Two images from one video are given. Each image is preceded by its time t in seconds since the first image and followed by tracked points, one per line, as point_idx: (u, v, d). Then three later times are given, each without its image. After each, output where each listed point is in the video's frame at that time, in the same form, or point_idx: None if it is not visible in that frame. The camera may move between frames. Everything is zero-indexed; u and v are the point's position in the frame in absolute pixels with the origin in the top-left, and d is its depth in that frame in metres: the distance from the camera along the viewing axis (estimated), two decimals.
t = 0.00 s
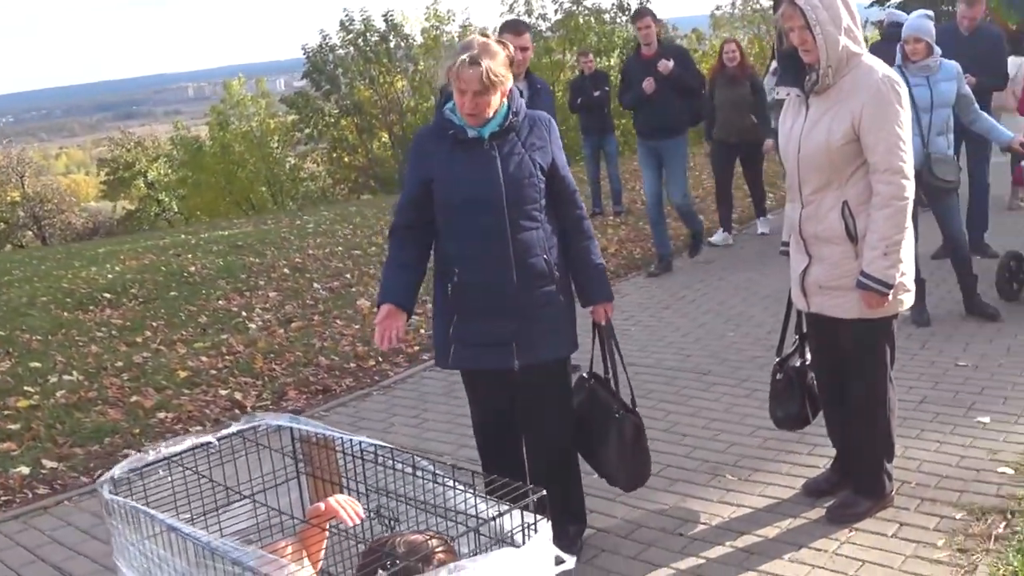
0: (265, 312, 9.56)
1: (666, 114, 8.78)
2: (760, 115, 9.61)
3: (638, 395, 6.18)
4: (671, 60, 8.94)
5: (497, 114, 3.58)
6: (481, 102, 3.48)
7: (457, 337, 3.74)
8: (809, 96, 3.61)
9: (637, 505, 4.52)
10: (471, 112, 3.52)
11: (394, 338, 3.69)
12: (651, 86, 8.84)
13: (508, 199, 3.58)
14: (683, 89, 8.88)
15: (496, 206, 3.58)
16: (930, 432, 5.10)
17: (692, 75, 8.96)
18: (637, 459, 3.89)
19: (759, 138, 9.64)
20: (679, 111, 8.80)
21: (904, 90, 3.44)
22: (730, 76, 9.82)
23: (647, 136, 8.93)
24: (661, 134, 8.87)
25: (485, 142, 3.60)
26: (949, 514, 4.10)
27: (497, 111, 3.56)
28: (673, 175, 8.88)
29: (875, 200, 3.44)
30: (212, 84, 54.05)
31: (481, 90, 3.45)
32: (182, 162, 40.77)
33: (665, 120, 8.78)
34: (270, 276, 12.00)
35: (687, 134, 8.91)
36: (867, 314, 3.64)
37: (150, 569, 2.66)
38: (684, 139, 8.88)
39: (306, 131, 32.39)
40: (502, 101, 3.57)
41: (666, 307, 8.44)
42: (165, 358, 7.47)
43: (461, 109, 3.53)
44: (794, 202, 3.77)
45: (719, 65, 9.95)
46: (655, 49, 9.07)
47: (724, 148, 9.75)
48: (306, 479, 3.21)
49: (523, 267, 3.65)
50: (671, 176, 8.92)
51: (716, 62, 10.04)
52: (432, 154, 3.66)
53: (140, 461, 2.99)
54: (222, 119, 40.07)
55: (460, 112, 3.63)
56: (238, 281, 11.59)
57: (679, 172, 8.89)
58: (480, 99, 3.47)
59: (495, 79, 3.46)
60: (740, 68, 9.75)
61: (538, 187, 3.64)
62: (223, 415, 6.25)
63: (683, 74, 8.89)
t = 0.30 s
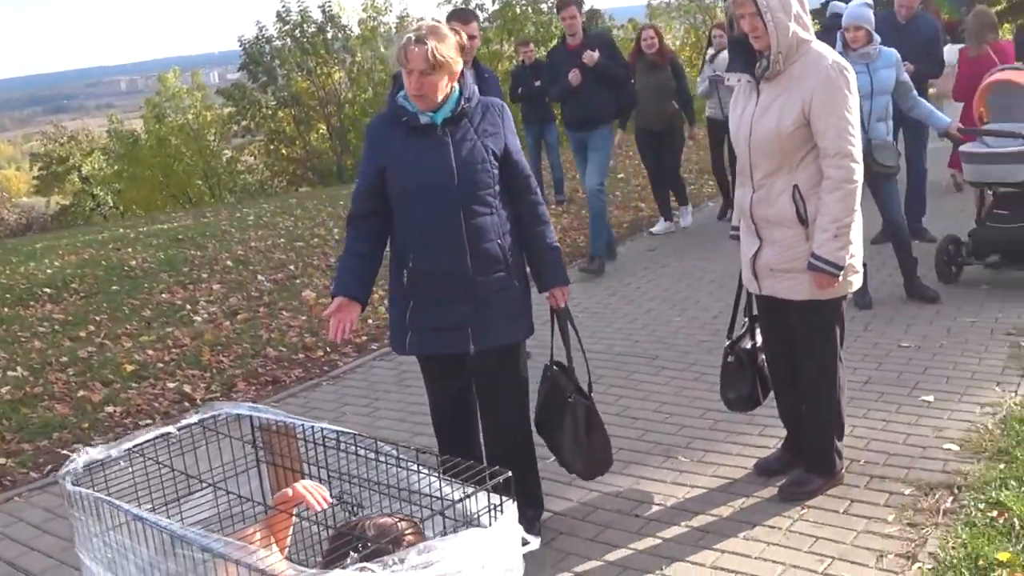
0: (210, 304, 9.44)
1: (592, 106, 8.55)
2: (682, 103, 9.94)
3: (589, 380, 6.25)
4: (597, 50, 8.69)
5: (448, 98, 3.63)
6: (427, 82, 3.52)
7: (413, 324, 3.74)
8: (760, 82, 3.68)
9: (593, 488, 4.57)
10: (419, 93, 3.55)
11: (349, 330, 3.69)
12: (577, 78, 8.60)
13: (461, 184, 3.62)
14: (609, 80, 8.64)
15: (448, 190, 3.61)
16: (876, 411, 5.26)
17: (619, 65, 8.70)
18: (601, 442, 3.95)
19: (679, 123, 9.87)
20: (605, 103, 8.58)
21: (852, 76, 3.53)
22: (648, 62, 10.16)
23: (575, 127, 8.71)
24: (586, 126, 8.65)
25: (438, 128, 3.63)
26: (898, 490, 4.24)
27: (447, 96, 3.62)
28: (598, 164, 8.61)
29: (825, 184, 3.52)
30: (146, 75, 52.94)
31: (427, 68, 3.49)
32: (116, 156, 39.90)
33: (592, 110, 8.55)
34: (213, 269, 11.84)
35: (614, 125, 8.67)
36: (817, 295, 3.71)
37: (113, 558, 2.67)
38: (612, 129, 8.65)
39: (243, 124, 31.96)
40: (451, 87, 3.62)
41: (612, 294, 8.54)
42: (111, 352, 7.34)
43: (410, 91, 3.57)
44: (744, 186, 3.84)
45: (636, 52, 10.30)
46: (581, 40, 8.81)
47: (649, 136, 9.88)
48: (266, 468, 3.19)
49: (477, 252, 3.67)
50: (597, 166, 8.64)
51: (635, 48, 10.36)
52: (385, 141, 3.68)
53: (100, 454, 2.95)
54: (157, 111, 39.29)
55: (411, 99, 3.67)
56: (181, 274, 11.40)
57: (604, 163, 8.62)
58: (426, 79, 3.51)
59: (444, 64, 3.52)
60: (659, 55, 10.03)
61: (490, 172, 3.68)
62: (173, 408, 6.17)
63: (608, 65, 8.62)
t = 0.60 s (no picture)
0: (168, 292, 9.34)
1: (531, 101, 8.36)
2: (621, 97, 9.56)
3: (551, 364, 6.31)
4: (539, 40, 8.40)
5: (416, 78, 3.69)
6: (380, 59, 3.61)
7: (371, 302, 3.89)
8: (726, 70, 3.76)
9: (560, 469, 4.62)
10: (376, 71, 3.65)
11: (324, 311, 3.84)
12: (518, 67, 8.39)
13: (417, 170, 3.68)
14: (551, 72, 8.40)
15: (403, 177, 3.69)
16: (834, 393, 5.39)
17: (562, 57, 8.44)
18: (549, 444, 3.94)
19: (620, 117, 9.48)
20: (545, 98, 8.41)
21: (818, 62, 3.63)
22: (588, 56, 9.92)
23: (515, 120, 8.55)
24: (527, 118, 8.46)
25: (403, 111, 3.70)
26: (857, 469, 4.36)
27: (414, 76, 3.69)
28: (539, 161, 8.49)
29: (794, 167, 3.62)
30: (92, 60, 51.87)
31: (380, 44, 3.60)
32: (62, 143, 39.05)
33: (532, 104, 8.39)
34: (169, 256, 11.69)
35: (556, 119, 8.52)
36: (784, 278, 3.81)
37: (97, 537, 2.70)
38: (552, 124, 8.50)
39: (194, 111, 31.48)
40: (414, 69, 3.67)
41: (571, 281, 8.61)
42: (69, 339, 7.25)
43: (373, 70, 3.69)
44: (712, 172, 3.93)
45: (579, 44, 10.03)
46: (523, 28, 8.50)
47: (587, 132, 9.57)
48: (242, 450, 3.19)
49: (430, 238, 3.76)
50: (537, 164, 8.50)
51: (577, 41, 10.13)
52: (355, 124, 3.80)
53: (78, 437, 2.93)
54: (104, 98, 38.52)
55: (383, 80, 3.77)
56: (136, 262, 11.24)
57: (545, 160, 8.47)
58: (380, 55, 3.61)
59: (406, 45, 3.61)
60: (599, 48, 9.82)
61: (449, 159, 3.71)
62: (135, 394, 6.12)
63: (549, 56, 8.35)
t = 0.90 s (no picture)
0: (140, 294, 9.31)
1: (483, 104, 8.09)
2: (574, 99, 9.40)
3: (529, 362, 6.40)
4: (490, 43, 8.09)
5: (402, 80, 3.73)
6: (367, 62, 3.65)
7: (357, 300, 3.95)
8: (712, 73, 4.11)
9: (544, 464, 4.70)
10: (364, 74, 3.69)
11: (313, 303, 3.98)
12: (467, 71, 8.05)
13: (400, 170, 3.73)
14: (502, 75, 8.11)
15: (387, 176, 3.75)
16: (807, 386, 5.53)
17: (512, 59, 8.14)
18: (511, 447, 3.97)
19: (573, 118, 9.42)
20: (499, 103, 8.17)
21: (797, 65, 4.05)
22: (542, 54, 9.60)
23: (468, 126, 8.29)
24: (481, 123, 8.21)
25: (389, 112, 3.75)
26: (834, 459, 4.49)
27: (400, 79, 3.72)
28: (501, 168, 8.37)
29: (784, 164, 4.02)
30: (50, 62, 51.13)
31: (367, 48, 3.63)
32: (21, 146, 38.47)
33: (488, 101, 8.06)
34: (138, 259, 11.63)
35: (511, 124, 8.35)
36: (771, 273, 4.19)
37: (103, 534, 2.75)
38: (507, 129, 8.34)
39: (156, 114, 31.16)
40: (402, 72, 3.71)
41: (544, 280, 8.70)
42: (45, 343, 7.23)
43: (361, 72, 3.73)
44: (699, 172, 4.26)
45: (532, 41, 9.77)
46: (473, 30, 8.15)
47: (540, 133, 9.52)
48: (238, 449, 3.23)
49: (413, 237, 3.80)
50: (498, 171, 8.39)
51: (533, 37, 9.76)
52: (346, 125, 3.87)
53: (80, 438, 2.98)
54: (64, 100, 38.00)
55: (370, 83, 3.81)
56: (106, 265, 11.16)
57: (508, 166, 8.41)
58: (367, 60, 3.65)
59: (391, 48, 3.64)
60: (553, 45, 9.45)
61: (432, 160, 3.74)
62: (114, 396, 6.13)
63: (502, 59, 8.04)
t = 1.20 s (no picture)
0: (129, 295, 9.28)
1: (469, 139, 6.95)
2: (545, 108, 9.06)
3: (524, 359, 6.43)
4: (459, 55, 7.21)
5: (403, 81, 3.71)
6: (370, 61, 3.63)
7: (360, 298, 3.97)
8: (711, 70, 4.17)
9: (544, 460, 4.73)
10: (366, 74, 3.67)
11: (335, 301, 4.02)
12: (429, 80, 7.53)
13: (402, 169, 3.73)
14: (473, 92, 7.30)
15: (388, 175, 3.74)
16: (801, 380, 5.58)
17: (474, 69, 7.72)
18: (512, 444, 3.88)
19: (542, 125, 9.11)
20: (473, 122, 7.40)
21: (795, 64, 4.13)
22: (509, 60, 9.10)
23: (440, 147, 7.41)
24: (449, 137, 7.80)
25: (392, 112, 3.74)
26: (832, 452, 4.55)
27: (401, 79, 3.70)
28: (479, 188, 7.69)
29: (784, 161, 4.08)
30: (27, 61, 50.59)
31: (369, 49, 3.63)
32: None
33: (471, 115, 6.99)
34: (125, 260, 11.58)
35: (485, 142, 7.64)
36: (768, 269, 4.25)
37: (118, 533, 2.76)
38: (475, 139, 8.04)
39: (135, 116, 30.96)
40: (404, 72, 3.70)
41: (534, 279, 8.74)
42: (36, 345, 7.20)
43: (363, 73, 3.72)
44: (698, 169, 4.31)
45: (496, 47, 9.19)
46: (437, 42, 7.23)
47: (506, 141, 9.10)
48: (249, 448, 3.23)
49: (416, 235, 3.80)
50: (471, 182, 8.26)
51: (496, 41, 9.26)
52: (349, 124, 3.86)
53: (92, 436, 2.99)
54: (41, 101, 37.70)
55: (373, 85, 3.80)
56: (93, 266, 11.11)
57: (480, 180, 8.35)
58: (368, 60, 3.63)
59: (392, 47, 3.63)
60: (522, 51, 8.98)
61: (433, 160, 3.73)
62: (110, 398, 6.12)
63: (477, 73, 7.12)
